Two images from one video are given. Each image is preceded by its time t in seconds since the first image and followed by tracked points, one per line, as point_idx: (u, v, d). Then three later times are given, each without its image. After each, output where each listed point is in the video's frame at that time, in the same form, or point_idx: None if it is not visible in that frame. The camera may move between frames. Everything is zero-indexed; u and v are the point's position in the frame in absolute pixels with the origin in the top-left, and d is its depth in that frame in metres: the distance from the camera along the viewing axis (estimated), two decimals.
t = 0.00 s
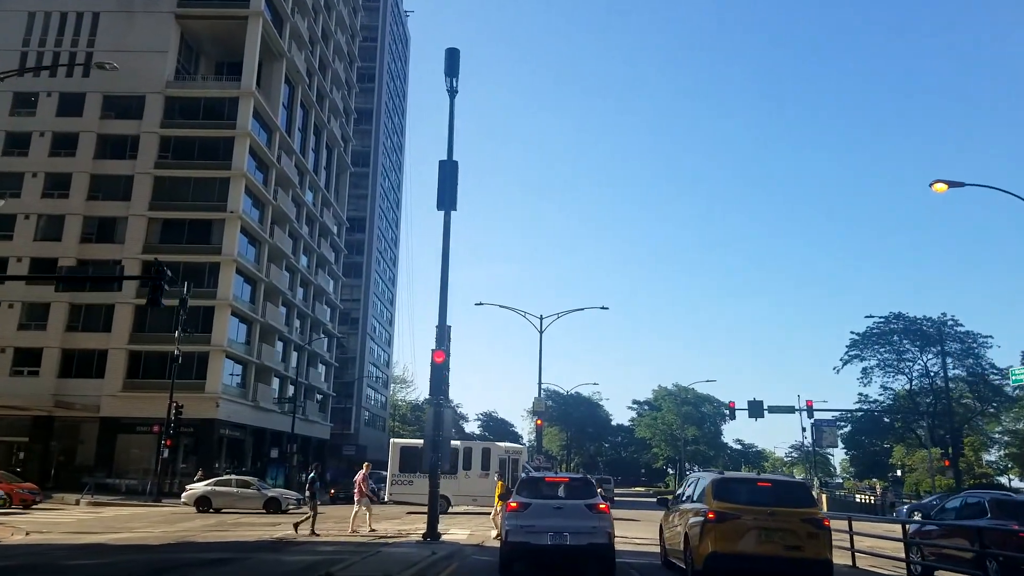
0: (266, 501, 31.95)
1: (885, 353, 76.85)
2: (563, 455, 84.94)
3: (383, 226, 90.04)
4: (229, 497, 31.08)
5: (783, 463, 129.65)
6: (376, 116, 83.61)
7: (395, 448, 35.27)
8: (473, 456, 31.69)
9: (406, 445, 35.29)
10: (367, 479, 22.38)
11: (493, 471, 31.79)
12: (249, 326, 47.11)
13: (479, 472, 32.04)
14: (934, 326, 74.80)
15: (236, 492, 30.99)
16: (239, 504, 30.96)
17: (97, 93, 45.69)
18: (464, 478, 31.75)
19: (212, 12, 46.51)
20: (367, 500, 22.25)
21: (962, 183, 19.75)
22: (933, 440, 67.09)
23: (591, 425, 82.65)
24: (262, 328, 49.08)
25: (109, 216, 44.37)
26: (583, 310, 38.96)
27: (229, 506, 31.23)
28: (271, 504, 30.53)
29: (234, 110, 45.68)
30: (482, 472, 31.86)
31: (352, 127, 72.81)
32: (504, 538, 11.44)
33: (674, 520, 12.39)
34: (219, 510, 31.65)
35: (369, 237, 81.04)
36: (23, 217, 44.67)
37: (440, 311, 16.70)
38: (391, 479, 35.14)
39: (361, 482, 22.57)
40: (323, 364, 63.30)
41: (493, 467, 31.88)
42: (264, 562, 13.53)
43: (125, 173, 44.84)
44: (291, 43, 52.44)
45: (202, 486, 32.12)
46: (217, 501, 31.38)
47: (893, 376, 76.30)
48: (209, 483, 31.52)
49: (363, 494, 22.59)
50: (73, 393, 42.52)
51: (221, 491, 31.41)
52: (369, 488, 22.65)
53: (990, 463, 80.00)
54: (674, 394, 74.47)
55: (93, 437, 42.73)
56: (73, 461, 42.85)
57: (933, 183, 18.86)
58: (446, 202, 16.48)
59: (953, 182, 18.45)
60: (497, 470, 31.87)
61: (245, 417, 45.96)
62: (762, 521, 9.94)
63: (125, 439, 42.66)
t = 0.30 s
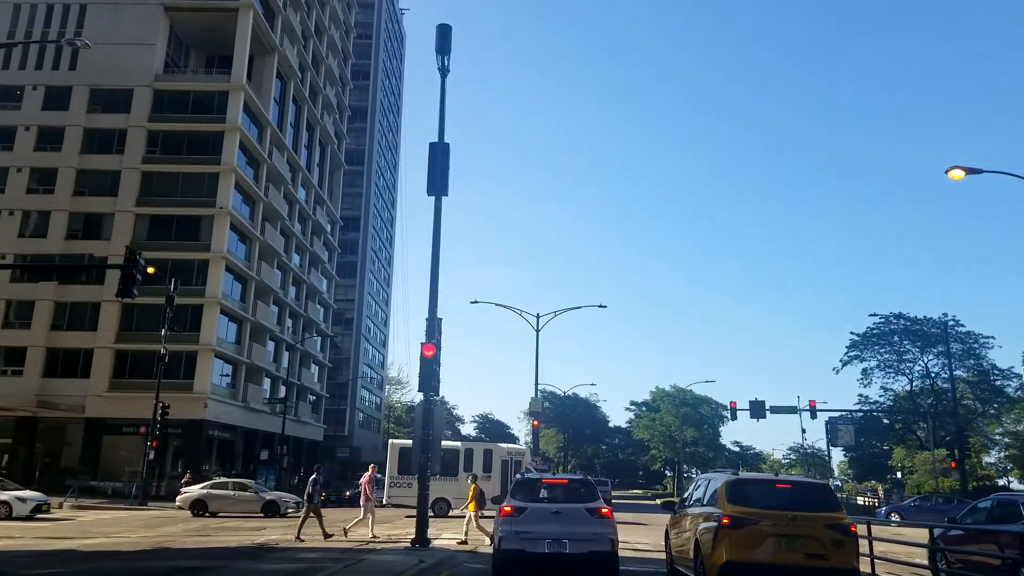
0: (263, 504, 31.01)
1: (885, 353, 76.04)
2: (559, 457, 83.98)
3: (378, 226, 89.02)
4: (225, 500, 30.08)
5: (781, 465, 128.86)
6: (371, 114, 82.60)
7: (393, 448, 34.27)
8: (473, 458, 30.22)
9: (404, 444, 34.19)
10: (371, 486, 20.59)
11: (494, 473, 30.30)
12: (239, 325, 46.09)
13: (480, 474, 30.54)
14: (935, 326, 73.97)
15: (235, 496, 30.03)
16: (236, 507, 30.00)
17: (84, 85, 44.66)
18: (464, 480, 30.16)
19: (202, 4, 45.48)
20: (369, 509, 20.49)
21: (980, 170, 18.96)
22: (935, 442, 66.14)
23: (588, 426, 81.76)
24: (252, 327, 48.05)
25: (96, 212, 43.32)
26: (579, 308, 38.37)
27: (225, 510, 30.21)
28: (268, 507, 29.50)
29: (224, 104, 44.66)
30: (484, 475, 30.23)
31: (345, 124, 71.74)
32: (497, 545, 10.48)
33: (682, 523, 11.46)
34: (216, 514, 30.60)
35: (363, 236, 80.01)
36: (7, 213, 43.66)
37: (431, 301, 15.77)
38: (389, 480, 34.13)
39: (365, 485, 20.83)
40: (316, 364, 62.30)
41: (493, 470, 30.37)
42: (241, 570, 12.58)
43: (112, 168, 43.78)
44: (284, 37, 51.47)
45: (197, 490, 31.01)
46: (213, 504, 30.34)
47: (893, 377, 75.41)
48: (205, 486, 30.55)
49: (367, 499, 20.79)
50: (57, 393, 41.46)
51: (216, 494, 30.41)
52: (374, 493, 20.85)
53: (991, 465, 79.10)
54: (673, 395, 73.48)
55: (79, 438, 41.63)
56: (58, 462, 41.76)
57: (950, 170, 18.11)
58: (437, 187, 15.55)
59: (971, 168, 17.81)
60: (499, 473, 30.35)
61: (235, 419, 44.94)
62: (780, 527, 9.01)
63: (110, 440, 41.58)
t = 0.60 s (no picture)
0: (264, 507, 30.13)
1: (887, 353, 75.23)
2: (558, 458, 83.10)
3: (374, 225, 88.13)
4: (224, 503, 29.17)
5: (780, 466, 128.05)
6: (367, 112, 81.63)
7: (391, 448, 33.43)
8: (478, 459, 28.98)
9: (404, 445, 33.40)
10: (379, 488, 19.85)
11: (499, 475, 29.10)
12: (231, 324, 45.18)
13: (484, 475, 29.23)
14: (937, 326, 73.19)
15: (234, 498, 29.11)
16: (235, 509, 29.09)
17: (73, 80, 43.72)
18: (467, 482, 29.11)
19: None
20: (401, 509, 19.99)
21: (998, 156, 18.20)
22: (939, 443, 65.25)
23: (588, 427, 80.92)
24: (245, 326, 47.14)
25: (84, 209, 42.38)
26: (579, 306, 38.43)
27: (224, 513, 29.24)
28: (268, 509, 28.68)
29: (215, 99, 43.73)
30: (488, 476, 29.04)
31: (341, 121, 70.82)
32: (492, 553, 9.59)
33: (692, 527, 10.60)
34: (214, 518, 29.61)
35: (359, 235, 79.09)
36: None
37: (423, 291, 14.88)
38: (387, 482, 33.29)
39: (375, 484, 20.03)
40: (311, 365, 61.39)
41: (499, 471, 29.12)
42: None
43: (101, 164, 42.85)
44: (277, 31, 50.54)
45: (195, 492, 29.69)
46: (212, 507, 29.37)
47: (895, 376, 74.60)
48: (202, 488, 29.55)
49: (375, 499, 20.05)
50: (44, 394, 40.53)
51: (214, 497, 29.43)
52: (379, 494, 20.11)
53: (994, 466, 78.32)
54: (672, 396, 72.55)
55: (67, 439, 40.66)
56: (47, 464, 40.80)
57: (968, 156, 17.41)
58: (429, 171, 14.66)
59: (991, 153, 17.09)
60: (503, 474, 29.19)
61: (227, 419, 44.05)
62: (804, 533, 8.15)
63: (99, 442, 40.66)
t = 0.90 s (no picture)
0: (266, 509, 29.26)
1: (890, 352, 74.40)
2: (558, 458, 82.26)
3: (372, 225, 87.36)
4: (226, 505, 28.17)
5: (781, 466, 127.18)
6: (365, 110, 80.80)
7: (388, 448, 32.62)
8: (482, 460, 28.11)
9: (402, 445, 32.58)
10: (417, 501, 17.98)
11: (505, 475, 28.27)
12: (225, 323, 44.34)
13: (489, 476, 28.38)
14: (941, 325, 72.38)
15: (236, 500, 28.26)
16: (238, 512, 28.14)
17: (63, 74, 42.91)
18: (472, 484, 28.09)
19: None
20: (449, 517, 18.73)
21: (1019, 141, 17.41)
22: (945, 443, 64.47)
23: (588, 428, 80.13)
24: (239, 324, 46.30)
25: (75, 205, 41.53)
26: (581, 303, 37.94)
27: (226, 515, 28.25)
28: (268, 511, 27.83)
29: (208, 94, 42.94)
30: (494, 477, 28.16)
31: (338, 119, 69.97)
32: (488, 562, 8.77)
33: (708, 530, 9.78)
34: (213, 521, 28.64)
35: (357, 235, 78.27)
36: None
37: (416, 282, 14.12)
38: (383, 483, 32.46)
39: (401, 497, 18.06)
40: (307, 365, 60.56)
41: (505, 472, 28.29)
42: None
43: (92, 159, 42.03)
44: (272, 25, 49.73)
45: (193, 494, 28.65)
46: (212, 510, 28.34)
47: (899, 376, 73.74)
48: (201, 490, 28.59)
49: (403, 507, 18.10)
50: (34, 394, 39.70)
51: (213, 499, 28.45)
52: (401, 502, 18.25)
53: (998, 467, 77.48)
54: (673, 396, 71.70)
55: (57, 440, 39.86)
56: (37, 466, 39.97)
57: (988, 140, 16.63)
58: (422, 155, 13.88)
59: (1012, 138, 16.29)
60: (509, 474, 28.43)
61: (221, 420, 43.22)
62: (834, 539, 7.36)
63: (90, 443, 39.84)
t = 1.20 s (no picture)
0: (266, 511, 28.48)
1: (894, 352, 73.67)
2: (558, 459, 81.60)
3: (371, 223, 86.68)
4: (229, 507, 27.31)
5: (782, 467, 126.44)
6: (363, 108, 80.02)
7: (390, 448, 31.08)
8: (487, 460, 27.43)
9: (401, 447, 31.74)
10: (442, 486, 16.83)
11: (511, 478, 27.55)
12: (220, 321, 43.63)
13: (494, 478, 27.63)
14: (945, 324, 71.68)
15: (237, 502, 27.42)
16: (238, 515, 27.32)
17: (55, 69, 42.21)
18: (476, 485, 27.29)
19: None
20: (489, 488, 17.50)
21: None
22: (949, 442, 63.78)
23: (588, 428, 79.58)
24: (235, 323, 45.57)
25: (67, 201, 40.82)
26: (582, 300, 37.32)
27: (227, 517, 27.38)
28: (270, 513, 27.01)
29: (202, 88, 42.20)
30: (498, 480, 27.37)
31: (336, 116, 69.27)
32: (484, 568, 8.06)
33: (721, 535, 9.08)
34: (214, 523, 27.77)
35: (355, 233, 77.59)
36: None
37: (409, 272, 13.43)
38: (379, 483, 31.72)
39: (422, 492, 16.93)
40: (305, 364, 59.88)
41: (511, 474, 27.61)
42: None
43: (85, 155, 41.31)
44: (268, 20, 49.04)
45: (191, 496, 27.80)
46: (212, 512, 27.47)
47: (902, 376, 72.99)
48: (202, 492, 27.73)
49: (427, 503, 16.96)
50: (24, 393, 39.00)
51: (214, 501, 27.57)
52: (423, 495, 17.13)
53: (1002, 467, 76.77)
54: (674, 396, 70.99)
55: (48, 441, 39.13)
56: (28, 467, 39.25)
57: (1007, 125, 15.97)
58: (416, 139, 13.23)
59: None
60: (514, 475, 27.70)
61: (215, 420, 42.57)
62: (864, 545, 6.67)
63: (82, 443, 39.13)
